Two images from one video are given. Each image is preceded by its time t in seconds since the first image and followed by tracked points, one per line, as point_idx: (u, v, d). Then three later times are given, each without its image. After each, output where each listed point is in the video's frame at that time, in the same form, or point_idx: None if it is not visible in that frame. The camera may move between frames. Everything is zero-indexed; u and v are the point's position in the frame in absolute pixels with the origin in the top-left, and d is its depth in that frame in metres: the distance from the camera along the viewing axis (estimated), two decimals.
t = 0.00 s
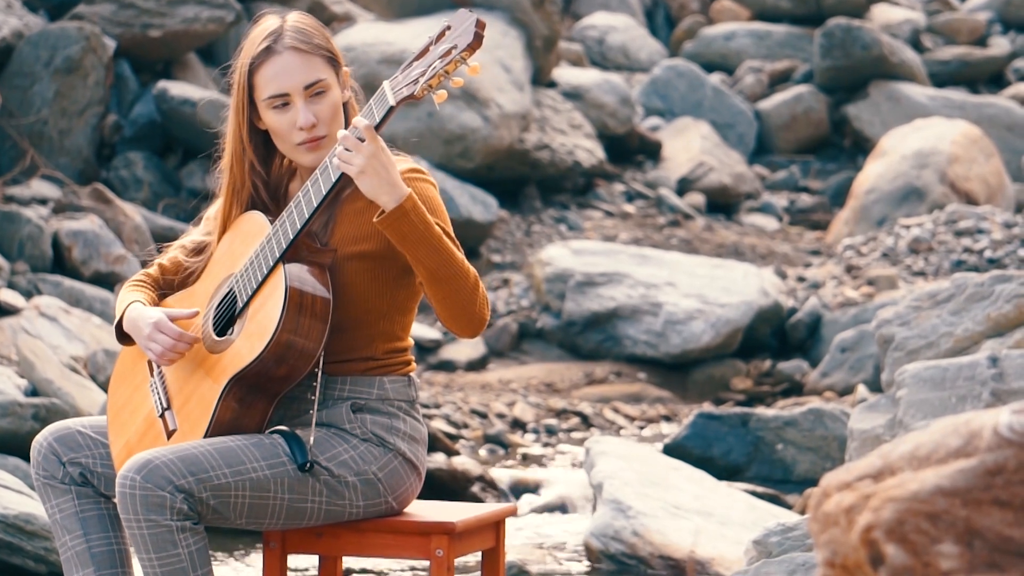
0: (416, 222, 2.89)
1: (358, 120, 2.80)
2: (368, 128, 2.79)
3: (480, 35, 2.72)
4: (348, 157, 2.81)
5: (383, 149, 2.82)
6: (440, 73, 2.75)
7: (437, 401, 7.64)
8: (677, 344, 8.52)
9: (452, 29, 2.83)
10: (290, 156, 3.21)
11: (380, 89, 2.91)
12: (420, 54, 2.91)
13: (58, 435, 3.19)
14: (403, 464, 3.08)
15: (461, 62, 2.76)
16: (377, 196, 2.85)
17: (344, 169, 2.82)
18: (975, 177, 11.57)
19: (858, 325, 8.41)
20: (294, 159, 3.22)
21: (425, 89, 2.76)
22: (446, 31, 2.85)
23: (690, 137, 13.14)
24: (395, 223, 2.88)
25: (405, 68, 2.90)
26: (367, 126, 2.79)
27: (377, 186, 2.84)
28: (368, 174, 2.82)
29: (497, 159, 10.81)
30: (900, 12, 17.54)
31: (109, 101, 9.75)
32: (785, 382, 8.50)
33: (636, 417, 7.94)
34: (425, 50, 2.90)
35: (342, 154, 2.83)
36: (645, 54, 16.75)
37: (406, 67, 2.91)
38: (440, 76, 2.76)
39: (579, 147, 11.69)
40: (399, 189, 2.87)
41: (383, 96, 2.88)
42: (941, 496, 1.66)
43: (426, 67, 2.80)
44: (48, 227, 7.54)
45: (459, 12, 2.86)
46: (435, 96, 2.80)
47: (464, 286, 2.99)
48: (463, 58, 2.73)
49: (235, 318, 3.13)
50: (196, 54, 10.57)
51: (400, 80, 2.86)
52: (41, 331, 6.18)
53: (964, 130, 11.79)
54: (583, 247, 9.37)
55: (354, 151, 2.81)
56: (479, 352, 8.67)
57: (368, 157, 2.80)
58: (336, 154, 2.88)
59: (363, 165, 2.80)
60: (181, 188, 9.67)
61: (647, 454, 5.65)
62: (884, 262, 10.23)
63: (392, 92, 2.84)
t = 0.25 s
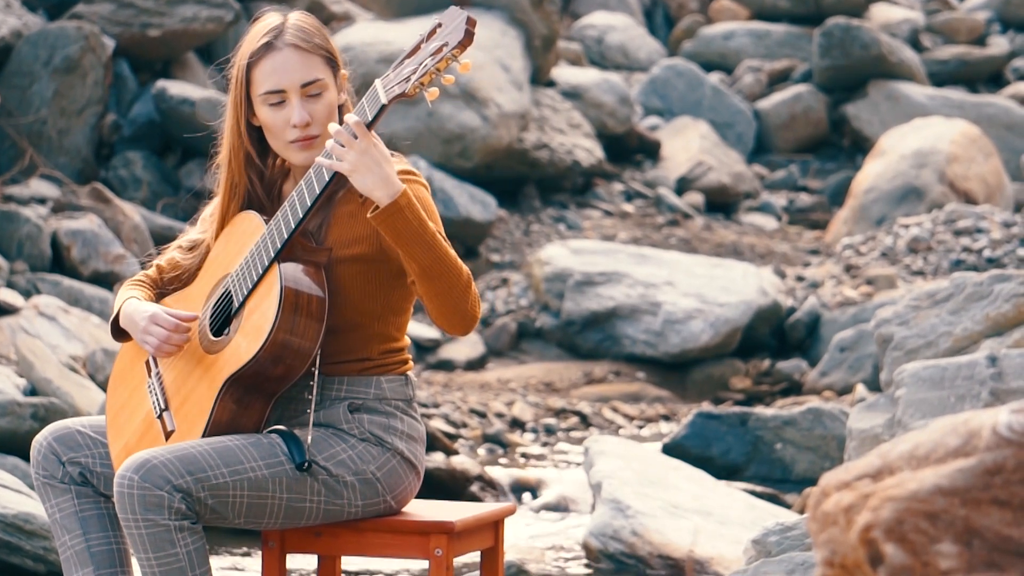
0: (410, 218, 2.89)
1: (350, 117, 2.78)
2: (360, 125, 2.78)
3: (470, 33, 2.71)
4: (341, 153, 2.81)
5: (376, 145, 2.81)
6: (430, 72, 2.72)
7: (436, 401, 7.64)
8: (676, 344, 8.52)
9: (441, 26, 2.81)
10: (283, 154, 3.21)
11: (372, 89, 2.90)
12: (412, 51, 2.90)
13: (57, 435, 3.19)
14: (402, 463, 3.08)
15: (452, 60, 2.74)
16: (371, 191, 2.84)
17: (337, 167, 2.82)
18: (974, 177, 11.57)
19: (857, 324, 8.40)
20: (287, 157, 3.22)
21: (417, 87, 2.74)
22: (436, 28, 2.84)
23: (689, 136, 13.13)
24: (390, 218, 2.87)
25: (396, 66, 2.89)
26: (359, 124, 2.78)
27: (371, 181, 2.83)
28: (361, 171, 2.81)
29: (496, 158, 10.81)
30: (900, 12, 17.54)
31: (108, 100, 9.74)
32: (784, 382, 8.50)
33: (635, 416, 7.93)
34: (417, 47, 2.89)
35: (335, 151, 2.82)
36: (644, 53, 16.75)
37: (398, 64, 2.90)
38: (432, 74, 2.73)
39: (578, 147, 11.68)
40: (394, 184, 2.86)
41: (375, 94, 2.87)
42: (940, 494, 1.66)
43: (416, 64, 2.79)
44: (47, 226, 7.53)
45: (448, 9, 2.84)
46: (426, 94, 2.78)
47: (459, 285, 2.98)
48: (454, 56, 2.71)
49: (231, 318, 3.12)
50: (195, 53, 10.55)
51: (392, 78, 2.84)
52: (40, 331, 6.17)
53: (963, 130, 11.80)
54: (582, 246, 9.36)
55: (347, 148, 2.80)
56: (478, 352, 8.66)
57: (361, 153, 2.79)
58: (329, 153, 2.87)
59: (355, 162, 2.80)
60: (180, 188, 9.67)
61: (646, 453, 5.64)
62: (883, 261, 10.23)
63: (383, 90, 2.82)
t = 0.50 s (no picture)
0: (402, 214, 2.88)
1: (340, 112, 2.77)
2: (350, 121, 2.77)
3: (454, 31, 2.66)
4: (332, 148, 2.80)
5: (366, 141, 2.80)
6: (415, 70, 2.70)
7: (435, 400, 7.63)
8: (675, 343, 8.52)
9: (424, 24, 2.81)
10: (272, 153, 3.21)
11: (355, 87, 2.89)
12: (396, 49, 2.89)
13: (57, 434, 3.19)
14: (399, 462, 3.08)
15: (435, 57, 2.72)
16: (363, 185, 2.83)
17: (329, 162, 2.80)
18: (973, 176, 11.58)
19: (857, 324, 8.41)
20: (276, 156, 3.22)
21: (401, 85, 2.72)
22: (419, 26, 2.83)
23: (688, 136, 13.13)
24: (382, 213, 2.87)
25: (380, 64, 2.87)
26: (348, 119, 2.76)
27: (363, 176, 2.82)
28: (353, 166, 2.80)
29: (495, 157, 10.81)
30: (899, 11, 17.54)
31: (107, 99, 9.74)
32: (783, 381, 8.50)
33: (635, 415, 7.94)
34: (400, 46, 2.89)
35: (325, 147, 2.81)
36: (643, 52, 16.76)
37: (382, 63, 2.89)
38: (415, 73, 2.71)
39: (577, 146, 11.67)
40: (386, 178, 2.85)
41: (359, 92, 2.85)
42: (939, 493, 1.66)
43: (400, 62, 2.78)
44: (46, 226, 7.53)
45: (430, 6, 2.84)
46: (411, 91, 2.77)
47: (452, 282, 2.98)
48: (437, 54, 2.68)
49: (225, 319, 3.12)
50: (194, 52, 10.55)
51: (376, 77, 2.83)
52: (39, 330, 6.17)
53: (962, 129, 11.80)
54: (581, 246, 9.36)
55: (338, 143, 2.79)
56: (477, 351, 8.66)
57: (352, 148, 2.79)
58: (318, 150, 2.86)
59: (348, 157, 2.79)
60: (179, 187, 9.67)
61: (645, 453, 5.64)
62: (882, 260, 10.22)
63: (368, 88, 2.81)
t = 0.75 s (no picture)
0: (396, 214, 2.88)
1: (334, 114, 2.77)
2: (343, 123, 2.77)
3: (443, 30, 2.68)
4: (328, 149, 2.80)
5: (361, 140, 2.81)
6: (407, 69, 2.72)
7: (434, 399, 7.63)
8: (674, 342, 8.52)
9: (413, 24, 2.81)
10: (264, 156, 3.21)
11: (347, 89, 2.89)
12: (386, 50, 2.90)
13: (55, 433, 3.19)
14: (398, 462, 3.08)
15: (426, 57, 2.74)
16: (362, 183, 2.85)
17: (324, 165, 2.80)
18: (972, 176, 11.58)
19: (856, 323, 8.41)
20: (269, 159, 3.22)
21: (394, 85, 2.74)
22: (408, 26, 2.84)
23: (687, 135, 13.14)
24: (379, 212, 2.88)
25: (371, 65, 2.88)
26: (342, 121, 2.77)
27: (358, 176, 2.83)
28: (351, 166, 2.81)
29: (493, 157, 10.81)
30: (898, 11, 17.55)
31: (105, 99, 9.74)
32: (782, 380, 8.50)
33: (633, 415, 7.94)
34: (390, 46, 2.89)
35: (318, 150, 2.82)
36: (642, 52, 16.76)
37: (374, 63, 2.89)
38: (406, 73, 2.73)
39: (576, 146, 11.67)
40: (384, 175, 2.86)
41: (351, 94, 2.86)
42: (938, 493, 1.66)
43: (391, 63, 2.79)
44: (45, 225, 7.53)
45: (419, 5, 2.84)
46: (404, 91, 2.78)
47: (448, 282, 2.98)
48: (428, 53, 2.70)
49: (221, 321, 3.12)
50: (192, 51, 10.55)
51: (367, 77, 2.84)
52: (37, 330, 6.17)
53: (961, 128, 11.80)
54: (580, 245, 9.36)
55: (332, 145, 2.80)
56: (475, 350, 8.66)
57: (349, 149, 2.80)
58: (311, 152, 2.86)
59: (345, 157, 2.80)
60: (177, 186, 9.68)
61: (643, 452, 5.65)
62: (881, 260, 10.22)
63: (360, 90, 2.82)
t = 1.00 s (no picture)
0: (395, 215, 2.88)
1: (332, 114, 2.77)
2: (343, 122, 2.78)
3: (442, 29, 2.67)
4: (324, 150, 2.80)
5: (357, 142, 2.81)
6: (405, 68, 2.72)
7: (433, 399, 7.63)
8: (673, 342, 8.53)
9: (413, 24, 2.81)
10: (265, 154, 3.21)
11: (346, 89, 2.89)
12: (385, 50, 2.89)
13: (54, 433, 3.18)
14: (398, 461, 3.08)
15: (425, 57, 2.74)
16: (355, 186, 2.84)
17: (320, 165, 2.80)
18: (970, 175, 11.58)
19: (855, 322, 8.42)
20: (269, 157, 3.22)
21: (392, 85, 2.74)
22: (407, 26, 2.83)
23: (686, 134, 13.14)
24: (375, 213, 2.87)
25: (370, 65, 2.88)
26: (342, 120, 2.77)
27: (356, 177, 2.83)
28: (344, 168, 2.80)
29: (493, 156, 10.81)
30: (897, 10, 17.55)
31: (104, 98, 9.73)
32: (781, 379, 8.49)
33: (633, 414, 7.94)
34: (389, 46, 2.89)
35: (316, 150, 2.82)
36: (641, 52, 16.77)
37: (372, 63, 2.89)
38: (406, 73, 2.73)
39: (575, 145, 11.66)
40: (378, 179, 2.86)
41: (349, 94, 2.86)
42: (937, 492, 1.66)
43: (390, 62, 2.79)
44: (44, 224, 7.53)
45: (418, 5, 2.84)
46: (402, 91, 2.78)
47: (445, 282, 2.98)
48: (427, 53, 2.70)
49: (221, 321, 3.12)
50: (191, 51, 10.55)
51: (367, 77, 2.83)
52: (36, 329, 6.17)
53: (961, 128, 11.80)
54: (579, 245, 9.36)
55: (330, 146, 2.80)
56: (474, 350, 8.66)
57: (344, 150, 2.80)
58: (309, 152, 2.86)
59: (339, 159, 2.80)
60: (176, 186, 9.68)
61: (641, 451, 5.65)
62: (880, 259, 10.22)
63: (359, 90, 2.82)
